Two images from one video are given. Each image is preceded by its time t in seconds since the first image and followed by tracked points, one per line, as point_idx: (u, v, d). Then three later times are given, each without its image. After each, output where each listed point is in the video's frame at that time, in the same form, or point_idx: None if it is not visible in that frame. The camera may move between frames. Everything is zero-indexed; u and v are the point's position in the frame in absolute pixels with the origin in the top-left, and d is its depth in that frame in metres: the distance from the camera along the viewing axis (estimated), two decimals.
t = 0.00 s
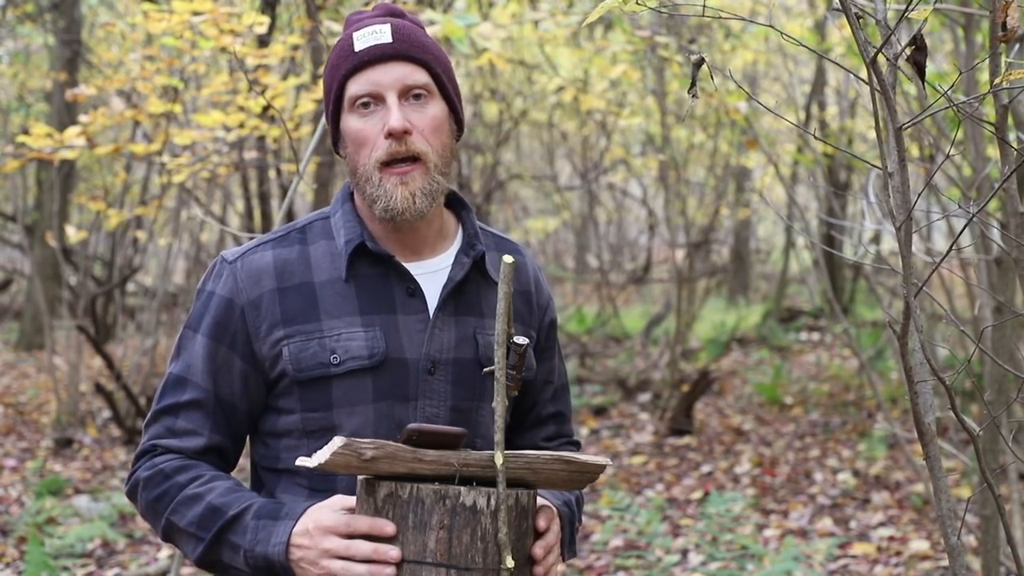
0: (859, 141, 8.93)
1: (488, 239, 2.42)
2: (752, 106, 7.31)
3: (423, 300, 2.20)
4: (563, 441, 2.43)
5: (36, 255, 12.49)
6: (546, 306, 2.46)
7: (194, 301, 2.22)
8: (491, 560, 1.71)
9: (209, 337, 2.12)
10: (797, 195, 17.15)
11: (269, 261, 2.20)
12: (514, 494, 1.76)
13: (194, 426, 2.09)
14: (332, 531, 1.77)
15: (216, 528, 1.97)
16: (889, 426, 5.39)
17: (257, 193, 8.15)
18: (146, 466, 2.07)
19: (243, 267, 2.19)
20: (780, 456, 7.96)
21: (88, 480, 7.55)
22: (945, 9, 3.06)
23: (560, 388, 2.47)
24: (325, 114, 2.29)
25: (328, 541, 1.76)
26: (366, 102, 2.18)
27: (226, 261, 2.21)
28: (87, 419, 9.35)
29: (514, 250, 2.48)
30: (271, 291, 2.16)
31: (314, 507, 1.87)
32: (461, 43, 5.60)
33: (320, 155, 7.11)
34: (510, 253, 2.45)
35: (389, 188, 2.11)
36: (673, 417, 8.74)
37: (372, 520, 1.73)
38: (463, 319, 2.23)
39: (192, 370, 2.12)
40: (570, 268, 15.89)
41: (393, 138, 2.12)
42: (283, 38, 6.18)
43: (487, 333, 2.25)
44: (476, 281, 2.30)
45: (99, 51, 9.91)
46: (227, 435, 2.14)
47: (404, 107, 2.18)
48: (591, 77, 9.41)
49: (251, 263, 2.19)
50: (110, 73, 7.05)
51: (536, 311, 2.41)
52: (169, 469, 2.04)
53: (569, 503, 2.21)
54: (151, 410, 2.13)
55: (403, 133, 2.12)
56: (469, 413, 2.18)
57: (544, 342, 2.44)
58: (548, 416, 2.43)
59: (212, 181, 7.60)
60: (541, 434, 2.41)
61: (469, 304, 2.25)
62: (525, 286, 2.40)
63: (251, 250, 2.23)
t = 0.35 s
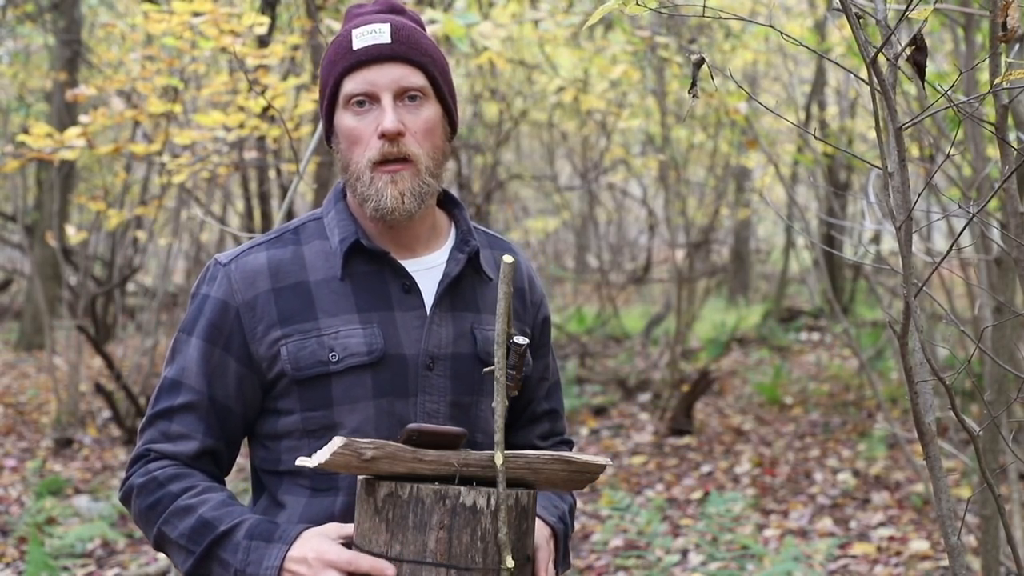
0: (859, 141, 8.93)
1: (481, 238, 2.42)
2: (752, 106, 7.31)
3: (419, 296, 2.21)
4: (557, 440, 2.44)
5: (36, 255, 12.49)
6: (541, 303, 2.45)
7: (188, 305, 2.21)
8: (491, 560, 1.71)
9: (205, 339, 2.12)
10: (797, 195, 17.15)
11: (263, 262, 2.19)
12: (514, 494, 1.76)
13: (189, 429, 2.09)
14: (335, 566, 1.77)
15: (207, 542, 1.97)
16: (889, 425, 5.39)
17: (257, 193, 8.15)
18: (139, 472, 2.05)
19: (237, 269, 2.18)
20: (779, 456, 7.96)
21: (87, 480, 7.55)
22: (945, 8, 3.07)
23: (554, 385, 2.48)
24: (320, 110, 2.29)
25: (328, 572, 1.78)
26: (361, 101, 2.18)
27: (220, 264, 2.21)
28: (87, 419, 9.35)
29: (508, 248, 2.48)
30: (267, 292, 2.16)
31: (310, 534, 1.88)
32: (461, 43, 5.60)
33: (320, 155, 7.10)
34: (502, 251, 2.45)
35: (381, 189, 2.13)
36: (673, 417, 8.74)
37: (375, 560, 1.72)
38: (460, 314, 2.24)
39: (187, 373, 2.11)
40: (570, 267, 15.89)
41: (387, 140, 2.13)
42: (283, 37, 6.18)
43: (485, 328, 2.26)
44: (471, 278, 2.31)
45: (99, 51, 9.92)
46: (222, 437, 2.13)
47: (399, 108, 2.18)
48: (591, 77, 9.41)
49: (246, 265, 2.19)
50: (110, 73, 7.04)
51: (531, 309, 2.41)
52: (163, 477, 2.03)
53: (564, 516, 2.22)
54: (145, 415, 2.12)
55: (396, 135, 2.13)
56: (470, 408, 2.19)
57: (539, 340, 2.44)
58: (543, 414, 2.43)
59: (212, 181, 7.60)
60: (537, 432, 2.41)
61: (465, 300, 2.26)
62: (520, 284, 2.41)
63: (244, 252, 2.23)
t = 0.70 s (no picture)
0: (859, 141, 8.93)
1: (479, 237, 2.42)
2: (752, 106, 7.31)
3: (416, 297, 2.21)
4: (560, 438, 2.43)
5: (36, 255, 12.49)
6: (540, 302, 2.45)
7: (186, 307, 2.22)
8: (491, 561, 1.71)
9: (203, 341, 2.12)
10: (797, 195, 17.15)
11: (260, 264, 2.19)
12: (514, 494, 1.75)
13: (190, 432, 2.09)
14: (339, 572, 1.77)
15: (209, 546, 1.96)
16: (889, 425, 5.38)
17: (257, 193, 8.15)
18: (142, 477, 2.06)
19: (234, 271, 2.18)
20: (780, 456, 7.96)
21: (87, 480, 7.55)
22: (945, 8, 3.06)
23: (556, 384, 2.48)
24: (319, 115, 2.28)
25: None
26: (362, 106, 2.18)
27: (217, 266, 2.21)
28: (87, 419, 9.35)
29: (507, 247, 2.48)
30: (264, 293, 2.16)
31: (311, 538, 1.88)
32: (462, 42, 5.59)
33: (320, 155, 7.10)
34: (500, 249, 2.45)
35: (384, 193, 2.12)
36: (673, 417, 8.74)
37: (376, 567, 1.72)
38: (457, 315, 2.23)
39: (187, 376, 2.12)
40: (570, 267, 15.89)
41: (388, 146, 2.13)
42: (283, 37, 6.18)
43: (482, 328, 2.26)
44: (468, 278, 2.31)
45: (99, 52, 9.92)
46: (223, 439, 2.13)
47: (399, 112, 2.18)
48: (591, 78, 9.41)
49: (243, 267, 2.19)
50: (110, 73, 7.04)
51: (530, 308, 2.40)
52: (165, 481, 2.03)
53: (573, 521, 2.22)
54: (147, 418, 2.12)
55: (398, 140, 2.13)
56: (467, 409, 2.19)
57: (539, 338, 2.44)
58: (545, 413, 2.43)
59: (212, 181, 7.60)
60: (539, 430, 2.41)
61: (462, 301, 2.26)
62: (519, 284, 2.40)
63: (242, 253, 2.23)
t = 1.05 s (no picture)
0: (859, 141, 8.93)
1: (480, 237, 2.42)
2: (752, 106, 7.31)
3: (417, 298, 2.21)
4: (558, 437, 2.44)
5: (36, 255, 12.49)
6: (540, 303, 2.45)
7: (188, 306, 2.21)
8: (491, 561, 1.71)
9: (203, 341, 2.12)
10: (797, 195, 17.15)
11: (261, 264, 2.19)
12: (514, 494, 1.75)
13: (190, 431, 2.09)
14: None
15: (209, 542, 1.97)
16: (889, 425, 5.38)
17: (257, 192, 8.15)
18: (143, 474, 2.06)
19: (235, 271, 2.18)
20: (780, 456, 7.96)
21: (87, 480, 7.55)
22: (945, 9, 3.06)
23: (554, 384, 2.48)
24: (323, 114, 2.28)
25: None
26: (366, 111, 2.18)
27: (219, 265, 2.21)
28: (87, 419, 9.35)
29: (508, 247, 2.48)
30: (265, 293, 2.16)
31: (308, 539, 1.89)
32: (463, 41, 5.59)
33: (320, 155, 7.11)
34: (501, 250, 2.45)
35: (385, 199, 2.13)
36: (673, 417, 8.74)
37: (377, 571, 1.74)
38: (457, 317, 2.24)
39: (187, 375, 2.12)
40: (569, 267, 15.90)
41: (391, 153, 2.12)
42: (283, 38, 6.18)
43: (482, 331, 2.26)
44: (469, 280, 2.31)
45: (99, 52, 9.91)
46: (222, 438, 2.13)
47: (404, 119, 2.18)
48: (591, 78, 9.41)
49: (244, 267, 2.19)
50: (111, 73, 7.04)
51: (529, 309, 2.40)
52: (165, 478, 2.03)
53: (570, 511, 2.23)
54: (148, 417, 2.13)
55: (401, 148, 2.13)
56: (467, 412, 2.19)
57: (539, 339, 2.44)
58: (544, 413, 2.43)
59: (212, 182, 7.60)
60: (537, 430, 2.41)
61: (463, 303, 2.26)
62: (519, 285, 2.40)
63: (243, 253, 2.23)
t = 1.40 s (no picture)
0: (859, 141, 8.93)
1: (484, 239, 2.42)
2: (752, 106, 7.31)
3: (422, 298, 2.21)
4: (557, 438, 2.44)
5: (36, 255, 12.50)
6: (541, 305, 2.45)
7: (192, 301, 2.21)
8: (491, 561, 1.71)
9: (208, 336, 2.12)
10: (797, 195, 17.14)
11: (267, 261, 2.19)
12: (514, 493, 1.76)
13: (189, 426, 2.08)
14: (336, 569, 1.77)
15: (201, 533, 1.96)
16: (889, 425, 5.37)
17: (257, 192, 8.15)
18: (140, 464, 2.06)
19: (241, 267, 2.18)
20: (780, 456, 7.96)
21: (88, 480, 7.55)
22: (945, 8, 3.05)
23: (553, 387, 2.48)
24: (334, 110, 2.28)
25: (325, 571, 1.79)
26: (379, 108, 2.17)
27: (225, 261, 2.21)
28: (87, 419, 9.34)
29: (511, 249, 2.48)
30: (270, 290, 2.16)
31: (302, 529, 1.88)
32: (464, 40, 5.59)
33: (320, 155, 7.10)
34: (502, 252, 2.45)
35: (394, 199, 2.12)
36: (674, 417, 8.74)
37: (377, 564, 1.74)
38: (461, 318, 2.24)
39: (190, 370, 2.11)
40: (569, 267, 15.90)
41: (402, 149, 2.12)
42: (283, 38, 6.18)
43: (485, 332, 2.26)
44: (473, 281, 2.30)
45: (99, 51, 9.91)
46: (222, 435, 2.13)
47: (416, 118, 2.18)
48: (591, 77, 9.41)
49: (249, 263, 2.19)
50: (111, 73, 7.03)
51: (530, 310, 2.41)
52: (161, 469, 2.03)
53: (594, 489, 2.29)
54: (148, 409, 2.12)
55: (413, 146, 2.12)
56: (469, 411, 2.19)
57: (539, 341, 2.44)
58: (544, 415, 2.43)
59: (212, 182, 7.60)
60: (537, 432, 2.42)
61: (466, 303, 2.26)
62: (521, 287, 2.40)
63: (249, 250, 2.23)
